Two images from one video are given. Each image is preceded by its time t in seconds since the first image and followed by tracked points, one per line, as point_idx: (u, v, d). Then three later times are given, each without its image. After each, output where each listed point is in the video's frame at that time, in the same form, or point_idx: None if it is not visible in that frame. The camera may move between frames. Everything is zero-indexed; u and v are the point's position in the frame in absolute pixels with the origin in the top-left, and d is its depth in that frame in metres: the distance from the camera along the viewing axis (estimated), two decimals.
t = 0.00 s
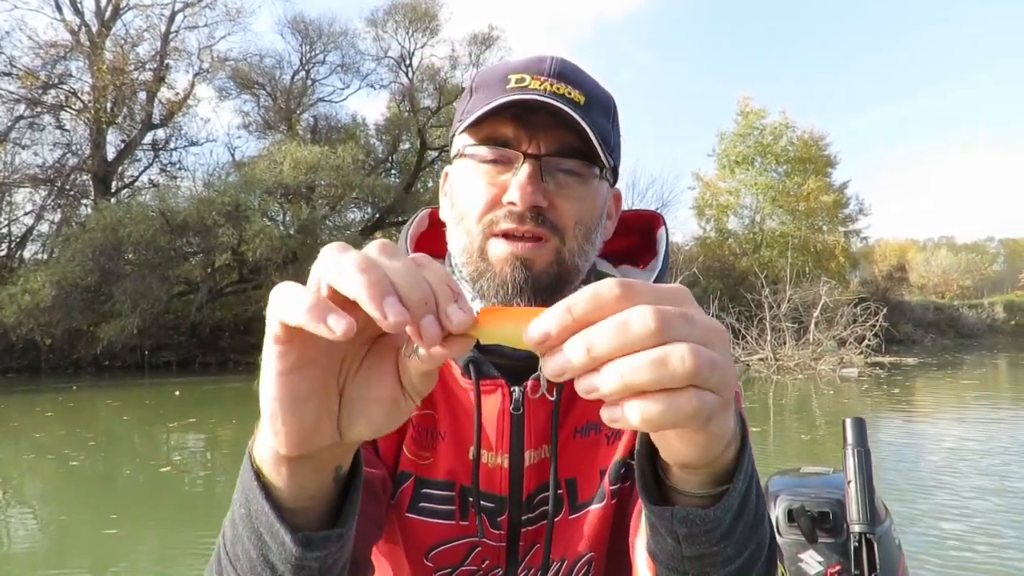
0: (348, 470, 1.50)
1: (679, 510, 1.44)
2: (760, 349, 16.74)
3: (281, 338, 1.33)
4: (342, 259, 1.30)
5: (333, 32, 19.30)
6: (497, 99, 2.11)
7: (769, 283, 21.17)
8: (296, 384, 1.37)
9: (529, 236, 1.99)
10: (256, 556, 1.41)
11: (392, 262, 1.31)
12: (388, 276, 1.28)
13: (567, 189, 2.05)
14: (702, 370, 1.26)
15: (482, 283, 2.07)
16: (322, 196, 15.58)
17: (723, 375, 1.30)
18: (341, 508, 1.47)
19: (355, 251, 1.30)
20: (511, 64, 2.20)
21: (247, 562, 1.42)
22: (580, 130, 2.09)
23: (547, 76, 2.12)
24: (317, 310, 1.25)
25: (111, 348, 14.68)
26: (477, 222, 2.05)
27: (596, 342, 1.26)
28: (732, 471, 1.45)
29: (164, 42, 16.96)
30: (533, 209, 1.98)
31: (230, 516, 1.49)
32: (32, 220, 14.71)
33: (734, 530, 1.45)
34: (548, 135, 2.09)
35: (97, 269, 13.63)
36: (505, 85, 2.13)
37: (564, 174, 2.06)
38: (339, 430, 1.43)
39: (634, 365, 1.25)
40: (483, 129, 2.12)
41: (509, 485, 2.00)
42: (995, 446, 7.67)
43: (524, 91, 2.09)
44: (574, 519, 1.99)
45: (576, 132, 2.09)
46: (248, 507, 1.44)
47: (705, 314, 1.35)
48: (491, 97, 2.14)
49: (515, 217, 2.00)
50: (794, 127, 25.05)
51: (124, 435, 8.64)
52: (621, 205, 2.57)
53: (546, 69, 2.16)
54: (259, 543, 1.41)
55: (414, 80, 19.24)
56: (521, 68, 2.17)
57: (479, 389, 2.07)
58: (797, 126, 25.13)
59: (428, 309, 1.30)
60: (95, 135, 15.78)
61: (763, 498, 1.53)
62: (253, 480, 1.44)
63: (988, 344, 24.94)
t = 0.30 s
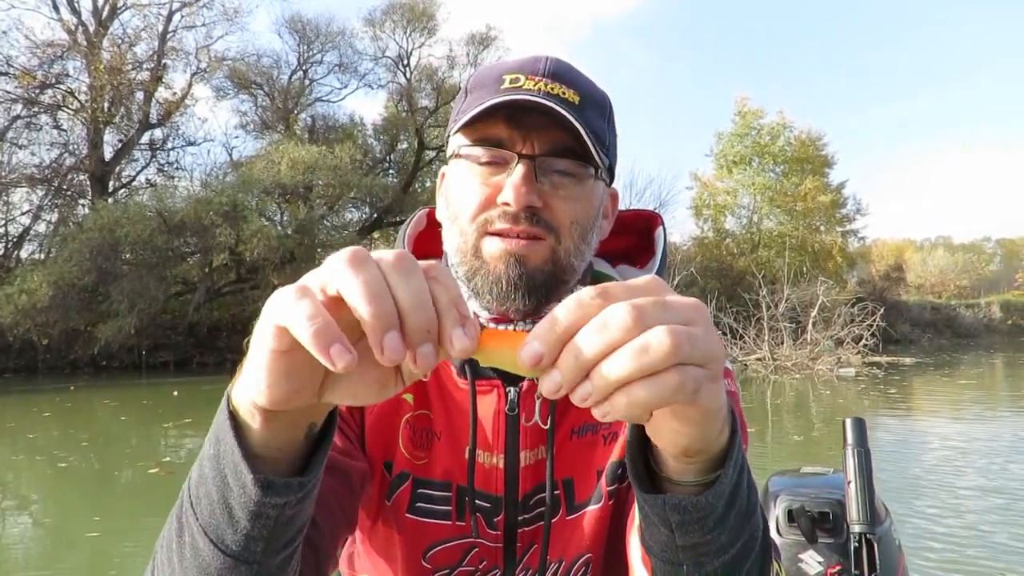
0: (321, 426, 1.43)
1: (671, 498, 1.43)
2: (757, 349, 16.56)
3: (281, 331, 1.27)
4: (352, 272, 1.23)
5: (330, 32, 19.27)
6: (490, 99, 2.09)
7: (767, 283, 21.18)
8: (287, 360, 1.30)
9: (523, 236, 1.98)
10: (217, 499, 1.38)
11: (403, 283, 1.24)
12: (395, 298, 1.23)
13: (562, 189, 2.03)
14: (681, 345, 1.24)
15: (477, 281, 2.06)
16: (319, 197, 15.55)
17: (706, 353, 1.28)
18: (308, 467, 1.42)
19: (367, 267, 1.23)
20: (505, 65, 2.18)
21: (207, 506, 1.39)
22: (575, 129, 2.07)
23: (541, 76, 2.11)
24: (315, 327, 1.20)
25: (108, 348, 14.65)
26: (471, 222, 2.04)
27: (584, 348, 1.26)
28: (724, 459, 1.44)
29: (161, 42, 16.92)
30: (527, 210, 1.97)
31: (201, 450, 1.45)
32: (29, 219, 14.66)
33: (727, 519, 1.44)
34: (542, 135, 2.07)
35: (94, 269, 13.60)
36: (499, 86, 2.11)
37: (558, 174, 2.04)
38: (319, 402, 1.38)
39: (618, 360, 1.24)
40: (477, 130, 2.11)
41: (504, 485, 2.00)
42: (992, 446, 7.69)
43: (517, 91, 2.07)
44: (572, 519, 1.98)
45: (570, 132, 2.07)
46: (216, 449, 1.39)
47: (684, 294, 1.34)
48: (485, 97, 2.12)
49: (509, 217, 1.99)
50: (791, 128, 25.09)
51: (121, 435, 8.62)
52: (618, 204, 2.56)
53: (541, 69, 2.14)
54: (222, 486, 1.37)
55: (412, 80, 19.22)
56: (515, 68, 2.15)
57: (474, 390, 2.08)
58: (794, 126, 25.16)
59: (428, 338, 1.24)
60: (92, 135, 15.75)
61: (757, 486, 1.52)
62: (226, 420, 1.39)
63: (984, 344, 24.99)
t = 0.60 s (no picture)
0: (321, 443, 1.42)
1: (659, 501, 1.42)
2: (755, 348, 16.70)
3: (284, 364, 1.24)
4: (358, 307, 1.18)
5: (328, 32, 19.22)
6: (489, 99, 2.08)
7: (764, 283, 21.19)
8: (290, 388, 1.28)
9: (521, 236, 1.97)
10: (217, 518, 1.37)
11: (410, 314, 1.20)
12: (403, 329, 1.20)
13: (561, 189, 2.03)
14: (671, 340, 1.23)
15: (475, 281, 2.05)
16: (317, 196, 15.52)
17: (695, 349, 1.28)
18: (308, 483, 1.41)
19: (372, 300, 1.19)
20: (503, 64, 2.17)
21: (208, 524, 1.38)
22: (573, 129, 2.06)
23: (540, 76, 2.10)
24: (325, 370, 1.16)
25: (105, 348, 14.64)
26: (470, 222, 2.04)
27: (576, 327, 1.24)
28: (712, 462, 1.43)
29: (159, 41, 16.90)
30: (525, 210, 1.97)
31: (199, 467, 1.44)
32: (26, 220, 14.61)
33: (716, 524, 1.43)
34: (540, 134, 2.07)
35: (91, 269, 13.58)
36: (498, 85, 2.10)
37: (557, 174, 2.04)
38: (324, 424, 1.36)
39: (606, 345, 1.23)
40: (476, 130, 2.10)
41: (503, 485, 1.99)
42: (989, 445, 7.69)
43: (516, 90, 2.06)
44: (570, 519, 1.97)
45: (568, 133, 2.07)
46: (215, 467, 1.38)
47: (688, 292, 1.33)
48: (484, 97, 2.11)
49: (508, 217, 1.99)
50: (788, 128, 25.11)
51: (119, 435, 8.62)
52: (617, 204, 2.55)
53: (539, 69, 2.13)
54: (222, 506, 1.37)
55: (410, 80, 19.20)
56: (514, 68, 2.14)
57: (474, 390, 2.06)
58: (792, 126, 25.19)
59: (438, 364, 1.22)
60: (89, 135, 15.71)
61: (744, 488, 1.51)
62: (223, 441, 1.38)
63: (981, 344, 25.01)
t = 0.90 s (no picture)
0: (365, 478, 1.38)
1: (647, 504, 1.42)
2: (753, 349, 16.73)
3: (322, 389, 1.24)
4: (370, 312, 1.18)
5: (326, 32, 19.19)
6: (489, 98, 2.08)
7: (762, 283, 21.21)
8: (341, 417, 1.28)
9: (522, 234, 1.96)
10: (278, 567, 1.32)
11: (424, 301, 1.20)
12: (425, 316, 1.19)
13: (561, 189, 2.02)
14: (672, 338, 1.23)
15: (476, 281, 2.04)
16: (315, 196, 15.49)
17: (695, 350, 1.27)
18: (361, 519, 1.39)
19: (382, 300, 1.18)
20: (504, 64, 2.17)
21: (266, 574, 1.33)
22: (573, 129, 2.06)
23: (540, 76, 2.09)
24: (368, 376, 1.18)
25: (103, 348, 14.62)
26: (470, 221, 2.03)
27: (582, 308, 1.24)
28: (700, 466, 1.42)
29: (157, 41, 16.87)
30: (526, 209, 1.96)
31: (244, 520, 1.39)
32: (23, 219, 14.58)
33: (706, 528, 1.42)
34: (541, 134, 2.07)
35: (89, 269, 13.57)
36: (498, 85, 2.09)
37: (557, 174, 2.04)
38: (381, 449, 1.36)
39: (608, 330, 1.23)
40: (477, 129, 2.10)
41: (504, 485, 1.98)
42: (987, 445, 7.70)
43: (516, 90, 2.05)
44: (570, 519, 1.97)
45: (568, 133, 2.06)
46: (269, 517, 1.34)
47: (693, 297, 1.32)
48: (484, 96, 2.11)
49: (509, 216, 1.97)
50: (786, 128, 25.12)
51: (117, 436, 8.60)
52: (617, 204, 2.55)
53: (539, 68, 2.12)
54: (281, 555, 1.32)
55: (408, 80, 19.17)
56: (514, 67, 2.13)
57: (474, 390, 2.05)
58: (790, 126, 25.21)
59: (468, 332, 1.20)
60: (86, 135, 15.70)
61: (738, 491, 1.49)
62: (276, 490, 1.34)
63: (979, 344, 25.05)
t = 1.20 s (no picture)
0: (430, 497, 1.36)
1: (633, 514, 1.42)
2: (751, 349, 16.77)
3: (364, 432, 1.22)
4: (387, 341, 1.16)
5: (324, 31, 19.17)
6: (493, 99, 2.08)
7: (760, 283, 21.24)
8: (398, 447, 1.27)
9: (527, 235, 1.96)
10: None
11: (431, 313, 1.18)
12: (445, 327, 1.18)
13: (565, 189, 2.03)
14: (666, 345, 1.22)
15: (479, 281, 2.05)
16: (314, 196, 15.46)
17: (687, 361, 1.27)
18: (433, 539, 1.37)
19: (396, 325, 1.18)
20: (507, 65, 2.17)
21: None
22: (577, 130, 2.06)
23: (544, 76, 2.09)
24: (415, 397, 1.18)
25: (101, 347, 14.63)
26: (474, 222, 2.03)
27: (581, 304, 1.23)
28: (686, 475, 1.41)
29: (155, 41, 16.85)
30: (529, 209, 1.96)
31: (308, 555, 1.34)
32: (21, 219, 14.54)
33: (694, 536, 1.41)
34: (545, 135, 2.08)
35: (86, 269, 13.55)
36: (501, 86, 2.10)
37: (560, 175, 2.04)
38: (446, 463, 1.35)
39: (604, 329, 1.22)
40: (481, 130, 2.10)
41: (506, 486, 1.99)
42: (984, 445, 7.72)
43: (520, 91, 2.06)
44: (572, 519, 1.97)
45: (572, 133, 2.07)
46: (344, 555, 1.29)
47: (692, 307, 1.31)
48: (488, 97, 2.11)
49: (512, 217, 1.98)
50: (785, 128, 25.13)
51: (115, 435, 8.60)
52: (619, 205, 2.55)
53: (543, 69, 2.13)
54: None
55: (406, 79, 19.16)
56: (518, 68, 2.14)
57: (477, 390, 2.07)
58: (788, 126, 25.22)
59: (486, 320, 1.19)
60: (84, 134, 15.69)
61: (728, 497, 1.48)
62: (350, 529, 1.30)
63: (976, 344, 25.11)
